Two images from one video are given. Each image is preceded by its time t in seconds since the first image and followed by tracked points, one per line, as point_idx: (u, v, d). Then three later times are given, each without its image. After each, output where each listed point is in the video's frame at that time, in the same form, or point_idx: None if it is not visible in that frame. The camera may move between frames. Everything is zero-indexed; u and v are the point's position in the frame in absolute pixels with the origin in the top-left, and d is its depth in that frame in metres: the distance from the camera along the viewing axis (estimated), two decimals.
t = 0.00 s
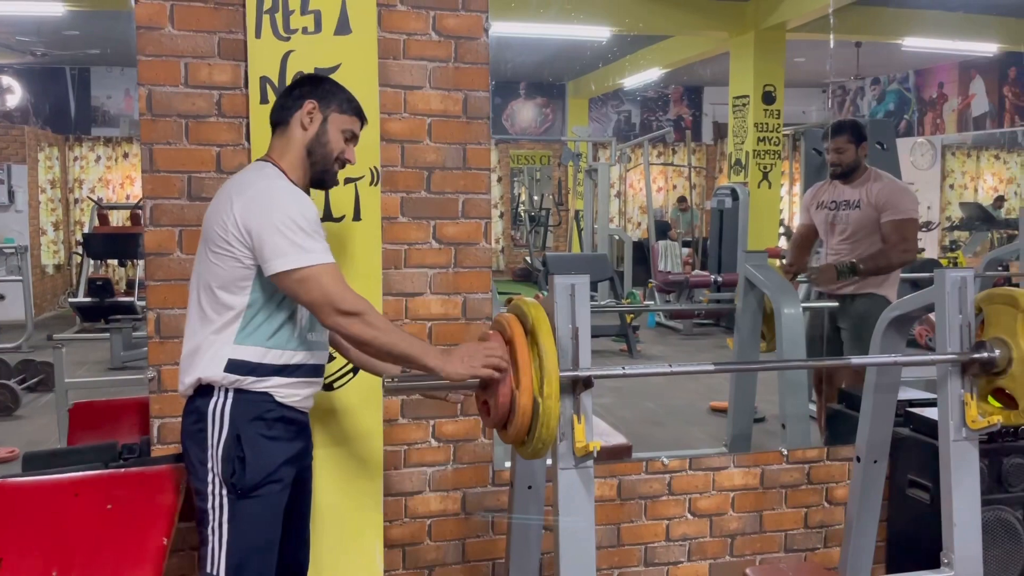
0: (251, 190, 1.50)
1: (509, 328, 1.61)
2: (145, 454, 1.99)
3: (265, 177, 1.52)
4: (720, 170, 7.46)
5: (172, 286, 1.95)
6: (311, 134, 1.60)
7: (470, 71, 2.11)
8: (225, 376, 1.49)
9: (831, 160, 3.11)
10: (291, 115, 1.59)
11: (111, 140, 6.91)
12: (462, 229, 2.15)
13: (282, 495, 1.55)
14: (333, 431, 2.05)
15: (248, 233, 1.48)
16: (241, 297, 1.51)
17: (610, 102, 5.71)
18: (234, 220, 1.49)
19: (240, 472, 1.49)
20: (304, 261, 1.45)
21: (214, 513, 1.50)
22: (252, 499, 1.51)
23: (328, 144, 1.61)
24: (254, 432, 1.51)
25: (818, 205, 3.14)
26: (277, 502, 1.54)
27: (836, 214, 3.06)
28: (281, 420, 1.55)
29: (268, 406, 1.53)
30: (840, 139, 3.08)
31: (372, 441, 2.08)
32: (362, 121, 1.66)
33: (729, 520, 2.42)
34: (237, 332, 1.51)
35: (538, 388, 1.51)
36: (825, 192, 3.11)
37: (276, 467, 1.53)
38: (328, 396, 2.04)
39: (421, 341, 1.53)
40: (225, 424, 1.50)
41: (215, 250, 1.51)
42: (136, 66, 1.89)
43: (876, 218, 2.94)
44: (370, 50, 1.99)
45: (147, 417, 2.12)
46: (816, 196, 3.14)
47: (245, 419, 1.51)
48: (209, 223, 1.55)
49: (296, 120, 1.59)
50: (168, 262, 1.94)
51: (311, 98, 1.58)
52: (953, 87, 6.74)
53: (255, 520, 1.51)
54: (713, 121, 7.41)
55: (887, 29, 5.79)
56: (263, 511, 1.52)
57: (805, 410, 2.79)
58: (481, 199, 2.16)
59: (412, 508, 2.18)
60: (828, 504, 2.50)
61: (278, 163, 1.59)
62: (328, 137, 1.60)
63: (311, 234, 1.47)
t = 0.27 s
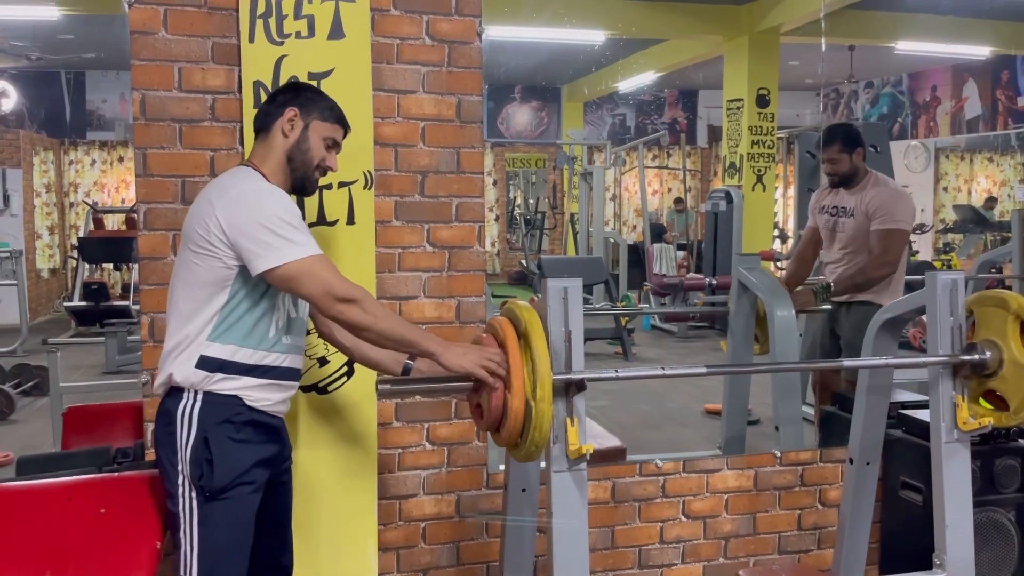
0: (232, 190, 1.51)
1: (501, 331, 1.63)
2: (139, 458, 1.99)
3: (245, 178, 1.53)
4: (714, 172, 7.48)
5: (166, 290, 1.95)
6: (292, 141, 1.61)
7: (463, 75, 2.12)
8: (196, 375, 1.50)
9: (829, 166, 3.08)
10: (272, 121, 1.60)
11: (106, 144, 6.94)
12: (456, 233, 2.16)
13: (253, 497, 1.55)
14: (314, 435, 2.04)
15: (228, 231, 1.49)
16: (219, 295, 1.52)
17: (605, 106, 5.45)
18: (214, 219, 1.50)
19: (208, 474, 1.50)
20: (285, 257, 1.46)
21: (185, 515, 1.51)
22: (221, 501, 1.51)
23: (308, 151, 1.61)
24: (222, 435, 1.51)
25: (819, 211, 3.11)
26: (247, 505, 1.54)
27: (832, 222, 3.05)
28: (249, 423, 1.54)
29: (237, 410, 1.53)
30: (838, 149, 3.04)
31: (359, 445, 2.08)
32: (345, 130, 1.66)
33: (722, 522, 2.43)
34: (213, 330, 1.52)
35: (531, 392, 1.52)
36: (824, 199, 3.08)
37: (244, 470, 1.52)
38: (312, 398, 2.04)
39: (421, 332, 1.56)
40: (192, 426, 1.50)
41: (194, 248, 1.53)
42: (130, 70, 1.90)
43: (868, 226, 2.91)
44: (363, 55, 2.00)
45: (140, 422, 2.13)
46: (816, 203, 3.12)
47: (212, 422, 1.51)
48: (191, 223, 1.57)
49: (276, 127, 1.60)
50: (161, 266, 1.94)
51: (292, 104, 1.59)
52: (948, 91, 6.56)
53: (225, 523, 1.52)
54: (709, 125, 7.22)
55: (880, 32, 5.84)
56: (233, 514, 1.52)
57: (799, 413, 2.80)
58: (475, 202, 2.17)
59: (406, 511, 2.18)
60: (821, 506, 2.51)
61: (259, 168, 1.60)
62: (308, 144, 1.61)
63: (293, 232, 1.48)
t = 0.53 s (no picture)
0: (224, 191, 1.52)
1: (498, 335, 1.63)
2: (136, 463, 1.99)
3: (238, 181, 1.54)
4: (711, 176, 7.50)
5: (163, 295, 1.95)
6: (284, 149, 1.61)
7: (460, 80, 2.13)
8: (194, 378, 1.51)
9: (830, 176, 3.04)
10: (264, 129, 1.60)
11: (103, 148, 7.00)
12: (453, 237, 2.16)
13: (253, 500, 1.55)
14: (309, 439, 2.04)
15: (219, 232, 1.49)
16: (211, 296, 1.52)
17: (602, 110, 5.59)
18: (206, 220, 1.50)
19: (210, 478, 1.50)
20: (269, 258, 1.45)
21: (187, 520, 1.51)
22: (224, 505, 1.51)
23: (299, 158, 1.62)
24: (224, 439, 1.52)
25: (826, 218, 3.09)
26: (249, 508, 1.54)
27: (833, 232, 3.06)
28: (251, 427, 1.55)
29: (237, 413, 1.53)
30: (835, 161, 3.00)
31: (354, 450, 2.07)
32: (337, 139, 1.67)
33: (720, 526, 2.43)
34: (207, 332, 1.52)
35: (529, 397, 1.52)
36: (829, 208, 3.07)
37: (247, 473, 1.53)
38: (306, 402, 2.04)
39: (395, 338, 1.51)
40: (194, 431, 1.50)
41: (187, 249, 1.53)
42: (127, 75, 1.90)
43: (873, 237, 2.91)
44: (360, 60, 2.00)
45: (138, 426, 2.13)
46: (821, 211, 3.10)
47: (213, 426, 1.51)
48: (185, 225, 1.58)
49: (268, 135, 1.60)
50: (159, 271, 1.94)
51: (284, 109, 1.60)
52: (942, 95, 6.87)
53: (228, 526, 1.51)
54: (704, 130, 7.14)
55: (875, 36, 5.86)
56: (235, 517, 1.52)
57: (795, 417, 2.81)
58: (471, 206, 2.17)
59: (403, 515, 2.18)
60: (819, 510, 2.52)
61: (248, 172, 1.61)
62: (300, 151, 1.62)
63: (282, 233, 1.47)
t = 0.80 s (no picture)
0: (228, 195, 1.52)
1: (499, 339, 1.63)
2: (136, 467, 1.99)
3: (240, 185, 1.53)
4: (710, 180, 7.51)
5: (164, 299, 1.95)
6: (289, 154, 1.61)
7: (460, 85, 2.13)
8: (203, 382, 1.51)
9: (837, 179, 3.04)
10: (271, 134, 1.61)
11: (103, 153, 6.98)
12: (453, 241, 2.17)
13: (264, 503, 1.55)
14: (314, 442, 2.05)
15: (222, 236, 1.49)
16: (216, 301, 1.52)
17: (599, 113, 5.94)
18: (210, 225, 1.51)
19: (221, 480, 1.50)
20: (269, 262, 1.44)
21: (198, 522, 1.52)
22: (234, 507, 1.51)
23: (304, 164, 1.62)
24: (234, 441, 1.52)
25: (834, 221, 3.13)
26: (259, 510, 1.54)
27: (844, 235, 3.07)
28: (260, 429, 1.55)
29: (247, 416, 1.53)
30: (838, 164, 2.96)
31: (355, 454, 2.08)
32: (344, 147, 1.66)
33: (720, 529, 2.44)
34: (215, 336, 1.53)
35: (529, 400, 1.52)
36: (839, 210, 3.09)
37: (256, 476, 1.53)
38: (309, 406, 2.04)
39: (390, 341, 1.49)
40: (204, 434, 1.50)
41: (193, 253, 1.54)
42: (128, 80, 1.91)
43: (876, 242, 2.93)
44: (361, 65, 2.01)
45: (138, 430, 2.13)
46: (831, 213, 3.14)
47: (224, 429, 1.51)
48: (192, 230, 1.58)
49: (275, 140, 1.61)
50: (160, 275, 1.95)
51: (289, 115, 1.60)
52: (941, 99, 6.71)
53: (237, 528, 1.52)
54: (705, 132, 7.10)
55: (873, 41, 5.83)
56: (245, 520, 1.52)
57: (793, 420, 2.80)
58: (471, 210, 2.18)
59: (404, 519, 2.18)
60: (818, 513, 2.52)
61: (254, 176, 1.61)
62: (305, 157, 1.62)
63: (284, 237, 1.47)
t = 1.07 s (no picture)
0: (230, 197, 1.52)
1: (500, 341, 1.63)
2: (136, 469, 1.99)
3: (244, 189, 1.53)
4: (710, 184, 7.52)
5: (164, 301, 1.96)
6: (296, 164, 1.61)
7: (461, 88, 2.14)
8: (194, 382, 1.51)
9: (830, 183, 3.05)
10: (280, 141, 1.61)
11: (103, 156, 7.01)
12: (453, 244, 2.17)
13: (253, 505, 1.56)
14: (310, 445, 2.05)
15: (219, 238, 1.49)
16: (209, 301, 1.52)
17: (600, 117, 5.63)
18: (209, 225, 1.51)
19: (210, 481, 1.50)
20: (263, 266, 1.44)
21: (187, 521, 1.52)
22: (223, 509, 1.51)
23: (309, 174, 1.61)
24: (226, 443, 1.52)
25: (832, 225, 3.13)
26: (249, 512, 1.55)
27: (841, 238, 3.06)
28: (252, 433, 1.55)
29: (239, 419, 1.54)
30: (831, 168, 2.97)
31: (354, 457, 2.07)
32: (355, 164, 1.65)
33: (720, 532, 2.44)
34: (210, 338, 1.53)
35: (530, 402, 1.52)
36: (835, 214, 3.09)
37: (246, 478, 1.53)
38: (307, 408, 2.04)
39: (381, 344, 1.49)
40: (195, 434, 1.50)
41: (191, 254, 1.54)
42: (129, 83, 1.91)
43: (877, 242, 2.92)
44: (362, 68, 2.02)
45: (138, 432, 2.13)
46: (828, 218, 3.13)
47: (215, 430, 1.51)
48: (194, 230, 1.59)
49: (283, 148, 1.61)
50: (161, 278, 1.95)
51: (299, 124, 1.60)
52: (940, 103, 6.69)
53: (226, 530, 1.52)
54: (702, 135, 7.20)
55: (873, 45, 5.84)
56: (233, 522, 1.52)
57: (794, 422, 2.80)
58: (472, 213, 2.18)
59: (403, 522, 2.18)
60: (818, 516, 2.52)
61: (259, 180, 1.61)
62: (311, 169, 1.61)
63: (282, 242, 1.46)
